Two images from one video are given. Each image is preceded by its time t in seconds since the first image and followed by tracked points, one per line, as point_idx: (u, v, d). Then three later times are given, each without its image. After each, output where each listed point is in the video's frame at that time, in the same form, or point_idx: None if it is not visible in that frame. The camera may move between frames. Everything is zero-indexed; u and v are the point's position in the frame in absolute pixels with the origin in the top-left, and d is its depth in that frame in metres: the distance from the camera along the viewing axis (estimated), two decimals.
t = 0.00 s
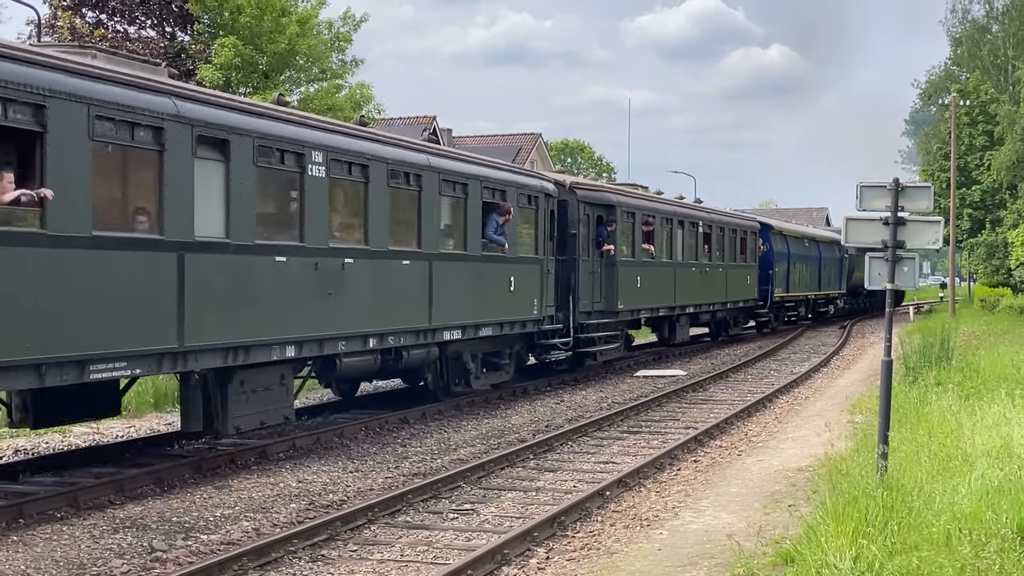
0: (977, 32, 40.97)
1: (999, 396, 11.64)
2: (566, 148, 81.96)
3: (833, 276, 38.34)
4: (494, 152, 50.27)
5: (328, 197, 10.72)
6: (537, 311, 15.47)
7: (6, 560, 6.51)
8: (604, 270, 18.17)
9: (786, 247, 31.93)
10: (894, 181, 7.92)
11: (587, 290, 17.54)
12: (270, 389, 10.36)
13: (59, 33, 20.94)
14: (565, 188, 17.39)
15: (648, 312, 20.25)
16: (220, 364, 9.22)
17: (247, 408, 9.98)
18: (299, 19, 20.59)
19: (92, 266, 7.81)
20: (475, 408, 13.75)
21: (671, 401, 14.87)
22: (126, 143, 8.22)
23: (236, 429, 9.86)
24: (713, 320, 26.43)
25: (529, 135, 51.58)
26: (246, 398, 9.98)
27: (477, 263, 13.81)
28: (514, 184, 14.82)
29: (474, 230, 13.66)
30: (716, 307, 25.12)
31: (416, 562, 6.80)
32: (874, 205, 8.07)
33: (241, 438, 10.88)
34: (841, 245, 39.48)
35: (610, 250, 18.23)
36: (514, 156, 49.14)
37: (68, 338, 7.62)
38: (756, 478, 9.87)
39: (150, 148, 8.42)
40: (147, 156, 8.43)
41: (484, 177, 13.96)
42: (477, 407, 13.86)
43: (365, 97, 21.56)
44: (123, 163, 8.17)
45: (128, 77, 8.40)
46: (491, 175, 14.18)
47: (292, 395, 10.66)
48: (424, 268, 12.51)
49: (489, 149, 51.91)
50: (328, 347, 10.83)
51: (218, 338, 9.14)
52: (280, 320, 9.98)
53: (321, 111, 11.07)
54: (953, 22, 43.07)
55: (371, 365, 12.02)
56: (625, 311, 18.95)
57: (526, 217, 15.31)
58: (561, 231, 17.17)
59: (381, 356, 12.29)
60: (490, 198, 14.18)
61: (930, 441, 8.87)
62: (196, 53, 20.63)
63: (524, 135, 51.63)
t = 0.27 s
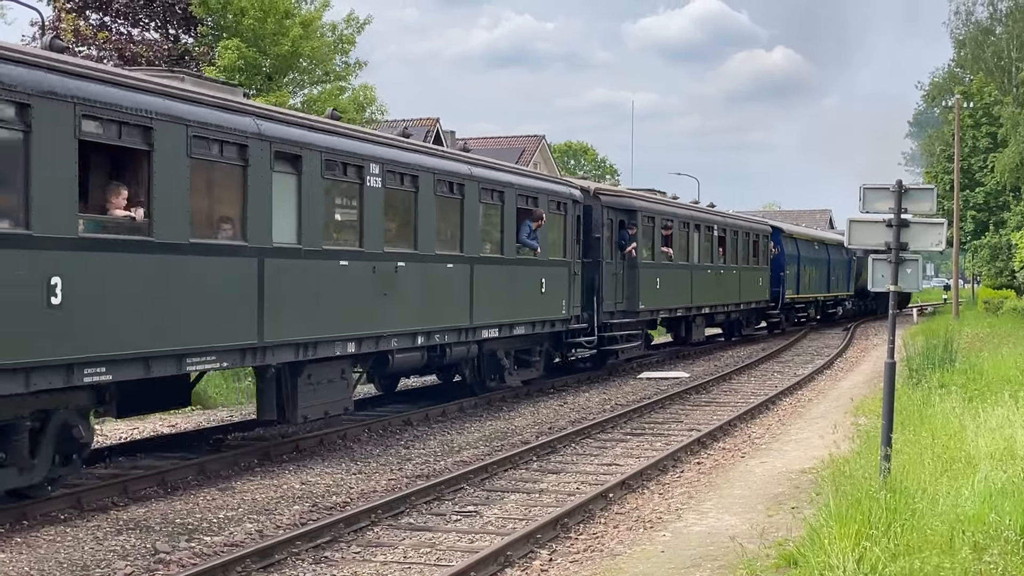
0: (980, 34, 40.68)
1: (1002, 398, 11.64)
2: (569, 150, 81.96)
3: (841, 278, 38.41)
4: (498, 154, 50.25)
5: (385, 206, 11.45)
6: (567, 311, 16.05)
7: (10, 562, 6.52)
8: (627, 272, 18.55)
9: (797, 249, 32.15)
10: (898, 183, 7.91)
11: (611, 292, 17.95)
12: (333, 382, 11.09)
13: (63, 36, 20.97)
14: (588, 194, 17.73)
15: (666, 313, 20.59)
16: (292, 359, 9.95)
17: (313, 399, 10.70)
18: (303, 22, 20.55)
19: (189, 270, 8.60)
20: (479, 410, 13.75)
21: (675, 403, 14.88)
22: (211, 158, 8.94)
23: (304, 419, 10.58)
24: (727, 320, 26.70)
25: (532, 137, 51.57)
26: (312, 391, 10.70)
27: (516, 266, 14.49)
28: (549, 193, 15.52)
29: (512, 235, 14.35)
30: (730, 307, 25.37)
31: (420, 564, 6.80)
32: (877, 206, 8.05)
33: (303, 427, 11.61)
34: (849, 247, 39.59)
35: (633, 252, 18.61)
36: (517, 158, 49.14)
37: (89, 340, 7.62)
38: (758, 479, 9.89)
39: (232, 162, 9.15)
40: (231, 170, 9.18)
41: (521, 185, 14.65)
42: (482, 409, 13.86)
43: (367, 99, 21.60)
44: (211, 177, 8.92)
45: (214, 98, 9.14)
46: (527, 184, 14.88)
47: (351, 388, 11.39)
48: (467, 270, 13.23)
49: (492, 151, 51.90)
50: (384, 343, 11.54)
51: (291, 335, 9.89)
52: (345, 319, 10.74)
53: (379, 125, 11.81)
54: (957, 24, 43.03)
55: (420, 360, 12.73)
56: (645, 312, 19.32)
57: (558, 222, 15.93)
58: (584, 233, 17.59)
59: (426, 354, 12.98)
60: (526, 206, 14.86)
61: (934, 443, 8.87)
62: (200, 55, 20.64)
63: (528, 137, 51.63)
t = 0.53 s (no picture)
0: (983, 36, 40.31)
1: (1005, 400, 11.63)
2: (572, 152, 82.04)
3: (849, 280, 38.39)
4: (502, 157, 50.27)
5: (432, 213, 12.39)
6: (592, 312, 16.89)
7: (13, 564, 6.53)
8: (647, 273, 19.42)
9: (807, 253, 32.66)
10: (901, 185, 7.91)
11: (632, 292, 18.78)
12: (385, 375, 12.06)
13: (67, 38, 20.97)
14: (611, 200, 18.69)
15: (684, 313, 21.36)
16: (355, 352, 10.91)
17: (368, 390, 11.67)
18: (306, 24, 20.60)
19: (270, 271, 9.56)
20: (482, 412, 13.76)
21: (678, 405, 14.87)
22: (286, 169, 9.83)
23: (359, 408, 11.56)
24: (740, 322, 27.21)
25: (536, 139, 51.59)
26: (367, 383, 11.65)
27: (546, 269, 15.34)
28: (576, 200, 16.41)
29: (543, 240, 15.20)
30: (744, 309, 25.91)
31: (422, 566, 6.80)
32: (880, 208, 8.05)
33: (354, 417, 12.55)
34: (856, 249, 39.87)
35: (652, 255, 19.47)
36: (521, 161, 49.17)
37: (184, 335, 8.51)
38: (761, 482, 9.87)
39: (303, 173, 10.06)
40: (304, 182, 10.12)
41: (551, 194, 15.55)
42: (484, 411, 13.86)
43: (370, 102, 21.61)
44: (288, 187, 9.85)
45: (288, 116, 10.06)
46: (556, 192, 15.76)
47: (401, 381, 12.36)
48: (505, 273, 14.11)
49: (495, 153, 51.91)
50: (432, 340, 12.48)
51: (354, 331, 10.84)
52: (400, 317, 11.69)
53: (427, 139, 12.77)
54: (960, 27, 43.03)
55: (458, 357, 13.69)
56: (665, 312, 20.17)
57: (584, 228, 16.77)
58: (607, 237, 18.45)
59: (464, 351, 13.86)
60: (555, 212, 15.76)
61: (937, 445, 8.86)
62: (204, 57, 20.64)
63: (531, 139, 51.65)
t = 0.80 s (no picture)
0: (986, 36, 38.79)
1: (1008, 402, 11.62)
2: (575, 154, 82.09)
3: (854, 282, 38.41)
4: (505, 158, 50.28)
5: (475, 220, 13.28)
6: (618, 312, 17.76)
7: (17, 565, 6.54)
8: (666, 275, 20.24)
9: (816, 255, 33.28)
10: (903, 187, 7.92)
11: (653, 293, 19.64)
12: (431, 370, 13.06)
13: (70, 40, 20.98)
14: (633, 205, 19.54)
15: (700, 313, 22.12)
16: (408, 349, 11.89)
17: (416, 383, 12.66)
18: (309, 26, 20.72)
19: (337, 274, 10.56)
20: (485, 414, 13.78)
21: (681, 407, 14.88)
22: (349, 182, 10.80)
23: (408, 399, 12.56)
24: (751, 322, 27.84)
25: (539, 141, 51.60)
26: (415, 377, 12.62)
27: (577, 272, 16.21)
28: (604, 206, 17.26)
29: (573, 245, 16.06)
30: (756, 309, 26.56)
31: (425, 568, 6.81)
32: (883, 210, 8.06)
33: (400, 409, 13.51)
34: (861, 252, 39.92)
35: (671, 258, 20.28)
36: (524, 162, 49.21)
37: (263, 333, 9.51)
38: (764, 483, 9.88)
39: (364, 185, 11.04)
40: (363, 192, 11.08)
41: (581, 201, 16.43)
42: (488, 412, 13.89)
43: (374, 104, 21.63)
44: (352, 198, 10.85)
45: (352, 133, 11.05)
46: (585, 199, 16.63)
47: (446, 375, 13.36)
48: (540, 275, 15.00)
49: (498, 155, 51.91)
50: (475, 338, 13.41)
51: (407, 330, 11.79)
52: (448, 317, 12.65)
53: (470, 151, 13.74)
54: (963, 29, 43.02)
55: (496, 353, 14.59)
56: (684, 312, 21.02)
57: (609, 232, 17.55)
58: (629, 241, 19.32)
59: (503, 349, 14.77)
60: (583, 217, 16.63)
61: (940, 447, 8.85)
62: (208, 59, 20.65)
63: (534, 141, 51.67)
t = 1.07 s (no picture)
0: (988, 39, 38.41)
1: (1010, 404, 11.61)
2: (577, 155, 82.15)
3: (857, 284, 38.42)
4: (507, 160, 50.29)
5: (511, 226, 14.26)
6: (638, 312, 18.76)
7: (20, 566, 6.55)
8: (684, 277, 21.18)
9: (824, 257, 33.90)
10: (906, 189, 7.93)
11: (672, 294, 20.64)
12: (472, 365, 14.07)
13: (73, 42, 21.02)
14: (653, 210, 20.52)
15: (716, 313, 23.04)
16: (454, 346, 12.92)
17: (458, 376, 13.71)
18: (311, 27, 20.82)
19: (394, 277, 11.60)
20: (487, 415, 13.80)
21: (683, 408, 14.88)
22: (403, 191, 11.79)
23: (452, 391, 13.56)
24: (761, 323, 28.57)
25: (541, 143, 51.63)
26: (458, 372, 13.64)
27: (601, 273, 17.18)
28: (624, 211, 18.21)
29: (598, 248, 17.03)
30: (767, 309, 27.32)
31: (428, 569, 6.82)
32: (886, 212, 8.07)
33: (441, 404, 14.48)
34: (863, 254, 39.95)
35: (688, 260, 21.20)
36: (526, 163, 49.24)
37: (330, 330, 10.50)
38: (766, 485, 9.87)
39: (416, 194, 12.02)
40: (414, 200, 12.03)
41: (604, 207, 17.40)
42: (490, 414, 13.90)
43: (376, 105, 21.64)
44: (405, 207, 11.81)
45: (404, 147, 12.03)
46: (608, 204, 17.60)
47: (485, 370, 14.36)
48: (568, 276, 16.00)
49: (500, 156, 51.93)
50: (512, 336, 14.41)
51: (452, 327, 12.79)
52: (488, 315, 13.66)
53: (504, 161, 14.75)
54: (965, 30, 43.00)
55: (530, 351, 15.59)
56: (701, 312, 22.03)
57: (631, 236, 18.59)
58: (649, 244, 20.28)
59: (535, 346, 15.78)
60: (606, 222, 17.60)
61: (942, 449, 8.85)
62: (210, 61, 20.67)
63: (536, 142, 51.71)
